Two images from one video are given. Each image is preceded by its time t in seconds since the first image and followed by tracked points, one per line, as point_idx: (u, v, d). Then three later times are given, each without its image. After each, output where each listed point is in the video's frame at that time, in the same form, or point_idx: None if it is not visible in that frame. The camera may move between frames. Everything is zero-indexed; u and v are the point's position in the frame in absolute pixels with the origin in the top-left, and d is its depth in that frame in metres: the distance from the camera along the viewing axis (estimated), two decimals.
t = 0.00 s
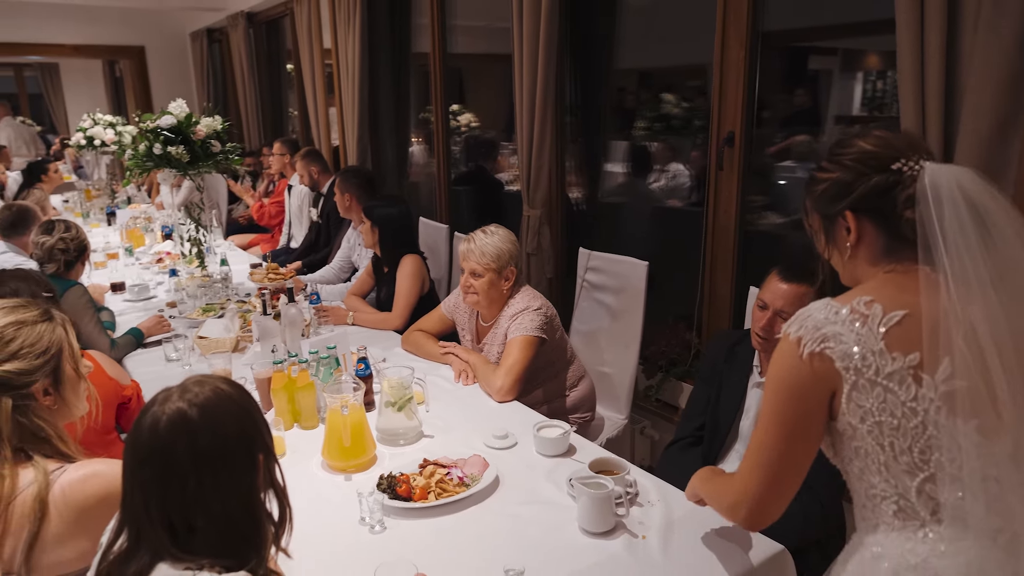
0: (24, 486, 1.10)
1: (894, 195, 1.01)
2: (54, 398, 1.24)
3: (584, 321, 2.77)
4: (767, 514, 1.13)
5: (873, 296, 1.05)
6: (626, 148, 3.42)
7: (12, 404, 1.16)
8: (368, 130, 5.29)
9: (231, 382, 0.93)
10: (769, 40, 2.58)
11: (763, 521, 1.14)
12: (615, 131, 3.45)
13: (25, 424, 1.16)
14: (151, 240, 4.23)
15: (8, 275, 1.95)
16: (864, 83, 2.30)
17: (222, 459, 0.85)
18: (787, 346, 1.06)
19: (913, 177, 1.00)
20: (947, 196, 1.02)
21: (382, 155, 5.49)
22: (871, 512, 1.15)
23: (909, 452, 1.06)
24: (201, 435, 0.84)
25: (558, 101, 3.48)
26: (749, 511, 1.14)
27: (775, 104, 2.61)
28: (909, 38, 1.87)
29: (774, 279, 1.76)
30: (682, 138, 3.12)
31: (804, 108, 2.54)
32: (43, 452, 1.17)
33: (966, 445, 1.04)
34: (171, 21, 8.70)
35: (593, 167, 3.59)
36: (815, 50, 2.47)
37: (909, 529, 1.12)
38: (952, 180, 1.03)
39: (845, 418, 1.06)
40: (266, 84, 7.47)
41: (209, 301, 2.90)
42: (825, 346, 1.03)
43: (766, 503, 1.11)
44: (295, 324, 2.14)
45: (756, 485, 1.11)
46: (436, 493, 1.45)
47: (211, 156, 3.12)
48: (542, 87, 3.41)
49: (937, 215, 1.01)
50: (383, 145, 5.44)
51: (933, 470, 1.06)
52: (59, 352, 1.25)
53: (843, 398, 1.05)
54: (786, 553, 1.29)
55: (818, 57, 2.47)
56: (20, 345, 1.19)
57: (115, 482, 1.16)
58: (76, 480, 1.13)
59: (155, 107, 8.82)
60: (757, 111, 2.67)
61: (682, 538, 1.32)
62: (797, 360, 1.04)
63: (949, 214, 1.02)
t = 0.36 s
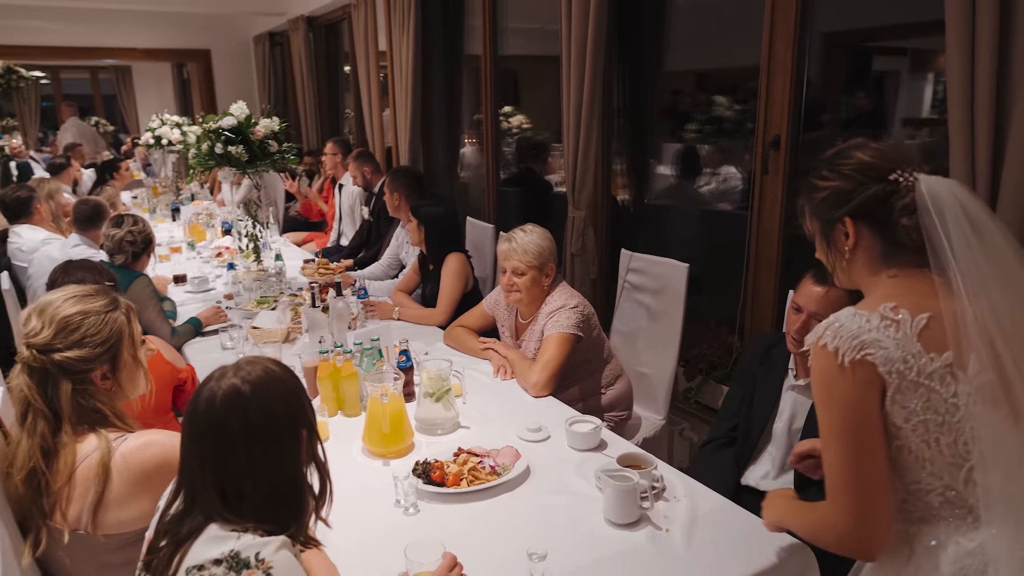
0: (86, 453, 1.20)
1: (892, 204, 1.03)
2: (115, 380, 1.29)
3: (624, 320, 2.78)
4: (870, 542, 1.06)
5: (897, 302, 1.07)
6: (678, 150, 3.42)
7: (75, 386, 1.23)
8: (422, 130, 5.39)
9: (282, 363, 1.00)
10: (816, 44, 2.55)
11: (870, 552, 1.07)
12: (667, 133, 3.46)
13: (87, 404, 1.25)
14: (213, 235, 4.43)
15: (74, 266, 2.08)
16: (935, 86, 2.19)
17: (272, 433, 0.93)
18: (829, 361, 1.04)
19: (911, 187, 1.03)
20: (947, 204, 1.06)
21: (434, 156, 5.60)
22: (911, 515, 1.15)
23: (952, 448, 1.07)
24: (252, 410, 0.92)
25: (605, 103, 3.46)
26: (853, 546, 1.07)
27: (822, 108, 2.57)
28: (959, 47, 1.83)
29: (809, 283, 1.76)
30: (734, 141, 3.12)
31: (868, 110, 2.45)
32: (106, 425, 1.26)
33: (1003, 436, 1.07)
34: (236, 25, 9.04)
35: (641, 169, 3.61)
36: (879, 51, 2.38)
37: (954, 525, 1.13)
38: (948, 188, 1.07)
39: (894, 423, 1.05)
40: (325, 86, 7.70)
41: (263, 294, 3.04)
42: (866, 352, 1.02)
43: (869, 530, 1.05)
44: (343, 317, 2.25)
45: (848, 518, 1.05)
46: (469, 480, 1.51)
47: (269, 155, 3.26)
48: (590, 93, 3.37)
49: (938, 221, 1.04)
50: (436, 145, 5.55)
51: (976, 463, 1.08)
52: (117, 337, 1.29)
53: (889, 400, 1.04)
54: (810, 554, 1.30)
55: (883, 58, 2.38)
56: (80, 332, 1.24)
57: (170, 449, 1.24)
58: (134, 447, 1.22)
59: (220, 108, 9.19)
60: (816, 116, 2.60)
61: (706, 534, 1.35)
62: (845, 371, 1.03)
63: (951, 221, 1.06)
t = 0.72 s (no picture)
0: (142, 434, 1.27)
1: (870, 229, 1.18)
2: (171, 365, 1.37)
3: (658, 321, 2.79)
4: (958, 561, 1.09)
5: (928, 324, 1.16)
6: (720, 153, 3.40)
7: (135, 368, 1.31)
8: (464, 131, 5.45)
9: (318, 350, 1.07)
10: (857, 49, 2.51)
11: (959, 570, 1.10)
12: (710, 135, 3.44)
13: (145, 386, 1.32)
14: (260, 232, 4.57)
15: (127, 259, 2.19)
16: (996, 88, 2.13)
17: (311, 411, 1.00)
18: (896, 392, 1.07)
19: (888, 215, 1.19)
20: (924, 229, 1.22)
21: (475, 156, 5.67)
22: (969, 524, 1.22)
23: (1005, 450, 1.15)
24: (290, 389, 0.99)
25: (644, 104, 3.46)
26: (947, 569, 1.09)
27: (863, 113, 2.53)
28: (1004, 45, 1.85)
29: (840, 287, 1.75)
30: (776, 143, 3.07)
31: (919, 113, 2.37)
32: (161, 407, 1.34)
33: None
34: (285, 29, 9.28)
35: (680, 173, 3.61)
36: (935, 51, 2.28)
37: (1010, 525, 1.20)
38: (922, 217, 1.24)
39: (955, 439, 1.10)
40: (370, 88, 7.86)
41: (307, 288, 3.14)
42: (932, 374, 1.07)
43: (952, 550, 1.08)
44: (382, 313, 2.35)
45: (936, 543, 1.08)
46: (498, 470, 1.56)
47: (315, 155, 3.37)
48: (628, 95, 3.39)
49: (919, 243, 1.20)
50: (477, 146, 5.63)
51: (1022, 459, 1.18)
52: (175, 324, 1.37)
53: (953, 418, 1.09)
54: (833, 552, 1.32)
55: (938, 58, 2.28)
56: (142, 318, 1.33)
57: (218, 437, 1.28)
58: (185, 434, 1.26)
59: (268, 108, 9.44)
60: (868, 118, 2.52)
61: (728, 529, 1.37)
62: (919, 398, 1.06)
63: (930, 245, 1.22)
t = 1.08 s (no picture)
0: (185, 409, 1.35)
1: (885, 250, 1.30)
2: (212, 348, 1.44)
3: (686, 320, 2.82)
4: (870, 532, 1.27)
5: (890, 327, 1.31)
6: (754, 155, 3.36)
7: (178, 349, 1.39)
8: (497, 132, 5.53)
9: (357, 335, 1.13)
10: (890, 50, 2.51)
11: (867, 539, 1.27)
12: (746, 136, 3.41)
13: (187, 366, 1.40)
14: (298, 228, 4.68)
15: (173, 250, 2.30)
16: None
17: (350, 393, 1.06)
18: (831, 383, 1.29)
19: (903, 238, 1.29)
20: (940, 256, 1.27)
21: (507, 156, 5.74)
22: (921, 510, 1.34)
23: (944, 447, 1.27)
24: (329, 371, 1.05)
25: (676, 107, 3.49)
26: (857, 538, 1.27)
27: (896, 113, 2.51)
28: None
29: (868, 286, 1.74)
30: (810, 145, 3.03)
31: (964, 115, 2.30)
32: (201, 387, 1.41)
33: (982, 435, 1.27)
34: (324, 30, 9.47)
35: (711, 176, 3.62)
36: (981, 51, 2.22)
37: (951, 519, 1.31)
38: (947, 244, 1.28)
39: (886, 428, 1.27)
40: (405, 89, 7.98)
41: (342, 283, 3.23)
42: (861, 370, 1.26)
43: (863, 518, 1.26)
44: (414, 306, 2.41)
45: (848, 514, 1.26)
46: (525, 457, 1.62)
47: (351, 154, 3.46)
48: (660, 98, 3.42)
49: (929, 269, 1.27)
50: (510, 146, 5.69)
51: (969, 459, 1.28)
52: (217, 310, 1.45)
53: (883, 410, 1.26)
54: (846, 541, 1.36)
55: (985, 59, 2.21)
56: (186, 302, 1.41)
57: (259, 411, 1.37)
58: (228, 407, 1.35)
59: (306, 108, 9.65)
60: (909, 121, 2.47)
61: (747, 518, 1.41)
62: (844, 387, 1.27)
63: (944, 272, 1.27)
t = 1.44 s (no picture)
0: (229, 391, 1.44)
1: (852, 267, 1.44)
2: (258, 334, 1.53)
3: (711, 318, 2.86)
4: (946, 533, 1.27)
5: (906, 333, 1.38)
6: (789, 156, 3.35)
7: (226, 334, 1.49)
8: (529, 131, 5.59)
9: (391, 322, 1.21)
10: (919, 53, 2.52)
11: (941, 540, 1.27)
12: (782, 138, 3.39)
13: (233, 350, 1.49)
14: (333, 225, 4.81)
15: (217, 244, 2.41)
16: None
17: (381, 375, 1.14)
18: (870, 389, 1.28)
19: (865, 259, 1.42)
20: (908, 271, 1.38)
21: (540, 156, 5.81)
22: (965, 509, 1.36)
23: (987, 442, 1.31)
24: (362, 354, 1.13)
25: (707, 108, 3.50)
26: (935, 540, 1.27)
27: (924, 115, 2.52)
28: None
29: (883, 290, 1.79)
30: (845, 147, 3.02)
31: (1008, 116, 2.25)
32: (246, 370, 1.50)
33: (1009, 424, 1.35)
34: (361, 31, 9.65)
35: (743, 177, 3.65)
36: None
37: (1002, 512, 1.34)
38: (909, 258, 1.40)
39: (931, 430, 1.27)
40: (440, 89, 8.11)
41: (375, 278, 3.34)
42: (900, 374, 1.27)
43: (931, 521, 1.25)
44: (445, 300, 2.51)
45: (918, 520, 1.25)
46: (547, 443, 1.69)
47: (387, 152, 3.55)
48: (689, 99, 3.44)
49: (902, 284, 1.38)
50: (542, 145, 5.76)
51: (1007, 450, 1.34)
52: (264, 298, 1.53)
53: (928, 412, 1.27)
54: (859, 533, 1.40)
55: None
56: (237, 289, 1.51)
57: (299, 395, 1.46)
58: (269, 393, 1.43)
59: (343, 107, 9.85)
60: (951, 122, 2.43)
61: (759, 506, 1.47)
62: (891, 395, 1.26)
63: (915, 285, 1.38)
